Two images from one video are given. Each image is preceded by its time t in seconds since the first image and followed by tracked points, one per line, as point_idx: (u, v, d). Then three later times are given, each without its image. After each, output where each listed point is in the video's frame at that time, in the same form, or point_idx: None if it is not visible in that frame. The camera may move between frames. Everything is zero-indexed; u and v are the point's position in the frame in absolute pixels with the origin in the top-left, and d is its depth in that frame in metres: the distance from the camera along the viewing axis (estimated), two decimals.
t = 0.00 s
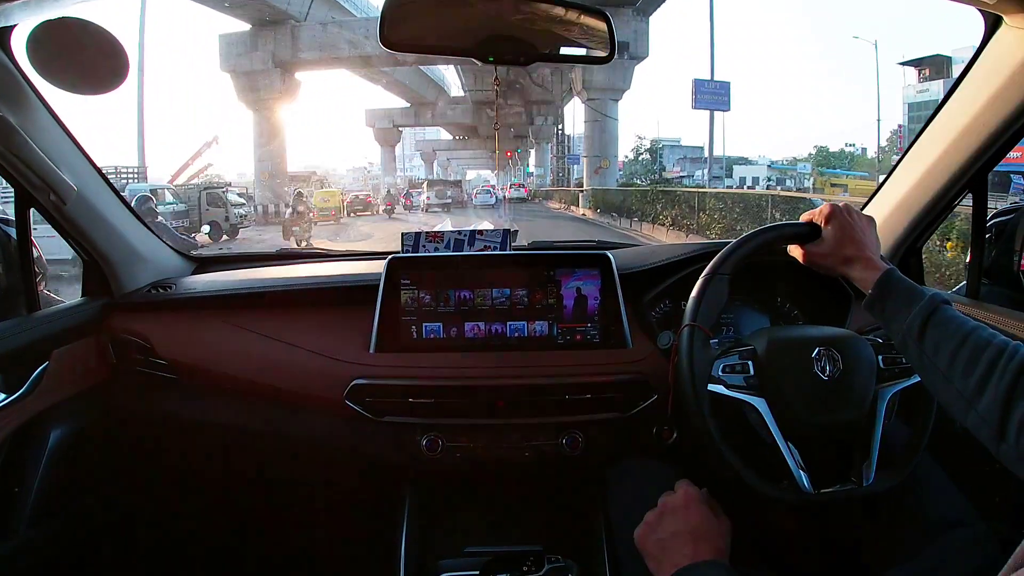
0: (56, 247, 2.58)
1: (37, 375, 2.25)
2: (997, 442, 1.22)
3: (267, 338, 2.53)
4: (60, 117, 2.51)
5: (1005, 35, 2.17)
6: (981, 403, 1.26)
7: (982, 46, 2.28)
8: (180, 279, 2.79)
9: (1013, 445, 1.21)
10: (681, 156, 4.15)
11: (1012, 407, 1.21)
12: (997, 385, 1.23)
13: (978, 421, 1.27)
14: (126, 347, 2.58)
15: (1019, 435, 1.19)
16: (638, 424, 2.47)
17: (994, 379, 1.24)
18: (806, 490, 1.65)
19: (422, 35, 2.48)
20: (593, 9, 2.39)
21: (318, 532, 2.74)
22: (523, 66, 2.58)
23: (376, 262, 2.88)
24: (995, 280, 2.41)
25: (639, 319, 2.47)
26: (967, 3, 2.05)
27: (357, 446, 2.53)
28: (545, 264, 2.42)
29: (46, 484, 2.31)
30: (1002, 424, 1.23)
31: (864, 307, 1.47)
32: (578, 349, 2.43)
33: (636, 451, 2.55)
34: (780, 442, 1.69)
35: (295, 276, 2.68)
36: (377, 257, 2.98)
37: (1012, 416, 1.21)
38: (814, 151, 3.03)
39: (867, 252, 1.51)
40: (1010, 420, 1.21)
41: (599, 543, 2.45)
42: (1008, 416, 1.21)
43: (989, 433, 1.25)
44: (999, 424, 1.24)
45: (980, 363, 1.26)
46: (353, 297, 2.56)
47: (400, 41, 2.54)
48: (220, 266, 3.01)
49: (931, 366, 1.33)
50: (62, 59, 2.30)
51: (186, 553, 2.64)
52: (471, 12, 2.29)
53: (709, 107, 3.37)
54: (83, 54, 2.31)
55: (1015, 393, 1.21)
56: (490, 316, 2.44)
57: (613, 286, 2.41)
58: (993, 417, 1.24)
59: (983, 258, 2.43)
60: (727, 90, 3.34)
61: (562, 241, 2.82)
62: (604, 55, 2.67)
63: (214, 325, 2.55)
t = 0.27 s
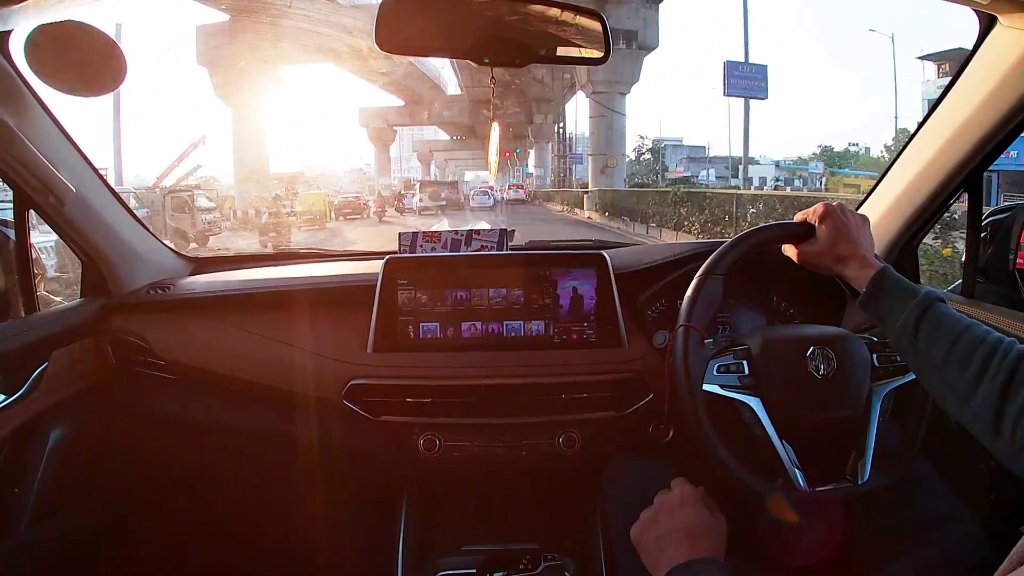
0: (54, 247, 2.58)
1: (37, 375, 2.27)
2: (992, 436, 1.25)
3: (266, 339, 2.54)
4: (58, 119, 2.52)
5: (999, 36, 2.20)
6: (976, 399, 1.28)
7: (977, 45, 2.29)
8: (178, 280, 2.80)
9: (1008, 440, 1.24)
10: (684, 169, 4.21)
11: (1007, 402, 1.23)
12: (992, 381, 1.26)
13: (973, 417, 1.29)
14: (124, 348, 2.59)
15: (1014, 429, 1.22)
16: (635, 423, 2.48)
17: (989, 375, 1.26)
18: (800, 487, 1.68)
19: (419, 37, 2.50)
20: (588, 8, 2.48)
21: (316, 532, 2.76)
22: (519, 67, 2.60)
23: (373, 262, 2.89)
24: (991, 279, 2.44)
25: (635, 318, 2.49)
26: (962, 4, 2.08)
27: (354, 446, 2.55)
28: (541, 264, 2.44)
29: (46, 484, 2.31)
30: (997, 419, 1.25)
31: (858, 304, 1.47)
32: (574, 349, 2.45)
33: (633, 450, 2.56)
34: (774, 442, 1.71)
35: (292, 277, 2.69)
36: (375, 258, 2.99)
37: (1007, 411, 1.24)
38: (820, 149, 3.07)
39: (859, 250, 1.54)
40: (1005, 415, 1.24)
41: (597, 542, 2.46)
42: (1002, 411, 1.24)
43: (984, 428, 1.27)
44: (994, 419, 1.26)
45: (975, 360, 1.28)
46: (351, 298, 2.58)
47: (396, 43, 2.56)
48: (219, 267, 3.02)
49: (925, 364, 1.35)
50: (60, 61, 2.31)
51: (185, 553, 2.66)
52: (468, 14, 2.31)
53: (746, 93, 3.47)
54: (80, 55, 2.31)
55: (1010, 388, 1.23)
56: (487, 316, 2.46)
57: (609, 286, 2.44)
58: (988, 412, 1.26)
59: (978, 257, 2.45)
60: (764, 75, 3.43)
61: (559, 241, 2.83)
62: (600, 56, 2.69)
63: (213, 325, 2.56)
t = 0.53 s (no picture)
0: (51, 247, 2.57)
1: (36, 376, 2.24)
2: (995, 435, 1.24)
3: (264, 338, 2.53)
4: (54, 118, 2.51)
5: (1000, 32, 2.19)
6: (978, 397, 1.27)
7: (977, 40, 2.28)
8: (175, 279, 2.79)
9: (1011, 438, 1.23)
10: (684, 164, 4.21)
11: (1010, 400, 1.22)
12: (994, 379, 1.25)
13: (975, 415, 1.28)
14: (121, 348, 2.57)
15: (1017, 428, 1.21)
16: (634, 422, 2.47)
17: (992, 373, 1.25)
18: (801, 486, 1.66)
19: (416, 36, 2.49)
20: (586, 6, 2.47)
21: (314, 532, 2.75)
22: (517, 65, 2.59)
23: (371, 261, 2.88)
24: (991, 276, 2.44)
25: (634, 316, 2.48)
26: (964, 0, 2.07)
27: (352, 445, 2.53)
28: (539, 262, 2.42)
29: (43, 485, 2.30)
30: (999, 417, 1.24)
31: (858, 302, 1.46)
32: (573, 348, 2.44)
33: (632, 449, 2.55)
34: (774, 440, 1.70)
35: (290, 276, 2.68)
36: (372, 257, 2.98)
37: (1010, 410, 1.22)
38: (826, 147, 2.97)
39: (858, 247, 1.52)
40: (1008, 413, 1.23)
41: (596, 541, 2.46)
42: (1005, 409, 1.23)
43: (987, 426, 1.26)
44: (996, 417, 1.25)
45: (977, 359, 1.27)
46: (349, 297, 2.56)
47: (394, 41, 2.54)
48: (216, 267, 3.01)
49: (927, 361, 1.34)
50: (55, 60, 2.29)
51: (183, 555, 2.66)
52: (466, 11, 2.29)
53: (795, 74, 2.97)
54: (76, 54, 2.31)
55: (1012, 386, 1.22)
56: (485, 314, 2.44)
57: (607, 285, 2.42)
58: (991, 411, 1.25)
59: (979, 254, 2.45)
60: (815, 53, 2.92)
61: (558, 240, 2.82)
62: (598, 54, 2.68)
63: (211, 325, 2.54)
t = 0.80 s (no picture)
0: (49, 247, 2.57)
1: (36, 375, 2.25)
2: (991, 428, 1.23)
3: (263, 338, 2.54)
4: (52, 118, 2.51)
5: (996, 29, 2.19)
6: (974, 391, 1.27)
7: (974, 38, 2.28)
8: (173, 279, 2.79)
9: (1008, 431, 1.22)
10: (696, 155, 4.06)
11: (1005, 393, 1.22)
12: (990, 372, 1.25)
13: (971, 409, 1.28)
14: (121, 347, 2.58)
15: (1013, 421, 1.21)
16: (633, 419, 2.48)
17: (987, 366, 1.25)
18: (799, 483, 1.67)
19: (414, 35, 2.49)
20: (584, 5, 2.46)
21: (314, 530, 2.77)
22: (514, 64, 2.59)
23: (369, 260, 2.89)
24: (988, 273, 2.45)
25: (632, 314, 2.48)
26: None
27: (352, 443, 2.54)
28: (537, 260, 2.42)
29: (44, 484, 2.32)
30: (995, 411, 1.24)
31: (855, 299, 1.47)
32: (571, 345, 2.44)
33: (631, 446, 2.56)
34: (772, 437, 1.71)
35: (289, 275, 2.68)
36: (371, 255, 2.98)
37: (1006, 403, 1.22)
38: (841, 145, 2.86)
39: (855, 244, 1.53)
40: (1004, 406, 1.22)
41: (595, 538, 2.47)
42: (1000, 403, 1.23)
43: (983, 420, 1.26)
44: (992, 411, 1.25)
45: (972, 352, 1.27)
46: (348, 295, 2.57)
47: (391, 40, 2.55)
48: (215, 266, 3.01)
49: (923, 357, 1.34)
50: (53, 60, 2.29)
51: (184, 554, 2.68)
52: (463, 10, 2.29)
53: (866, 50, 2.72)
54: (74, 54, 2.31)
55: (1007, 379, 1.22)
56: (484, 312, 2.45)
57: (605, 283, 2.42)
58: (987, 404, 1.25)
59: (975, 251, 2.48)
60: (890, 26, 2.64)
61: (556, 238, 2.82)
62: (595, 53, 2.68)
63: (210, 325, 2.55)
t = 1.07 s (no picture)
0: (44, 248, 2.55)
1: (31, 378, 2.23)
2: (992, 427, 1.23)
3: (259, 340, 2.52)
4: (49, 120, 2.49)
5: (995, 30, 2.19)
6: (974, 389, 1.26)
7: (972, 35, 2.28)
8: (169, 281, 2.77)
9: (1009, 431, 1.21)
10: (692, 157, 3.96)
11: (1005, 392, 1.21)
12: (989, 370, 1.24)
13: (971, 408, 1.27)
14: (116, 350, 2.56)
15: (1014, 420, 1.20)
16: (631, 422, 2.47)
17: (986, 365, 1.24)
18: (802, 486, 1.66)
19: (411, 36, 2.48)
20: (582, 7, 2.45)
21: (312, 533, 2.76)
22: (512, 64, 2.58)
23: (366, 262, 2.87)
24: (988, 274, 2.43)
25: (630, 316, 2.47)
26: None
27: (349, 447, 2.52)
28: (536, 262, 2.41)
29: (39, 488, 2.30)
30: (996, 410, 1.23)
31: (851, 299, 1.46)
32: (568, 347, 2.43)
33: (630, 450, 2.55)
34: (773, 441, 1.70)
35: (285, 277, 2.66)
36: (367, 257, 2.97)
37: (1006, 402, 1.22)
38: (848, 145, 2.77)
39: (848, 243, 1.52)
40: (1004, 405, 1.22)
41: (593, 542, 2.46)
42: (1001, 402, 1.22)
43: (983, 419, 1.25)
44: (992, 410, 1.24)
45: (971, 351, 1.27)
46: (345, 298, 2.56)
47: (388, 41, 2.53)
48: (211, 268, 3.00)
49: (922, 355, 1.33)
50: (48, 61, 2.28)
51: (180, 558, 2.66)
52: (462, 10, 2.28)
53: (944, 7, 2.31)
54: (71, 55, 2.29)
55: (1007, 377, 1.22)
56: (481, 314, 2.44)
57: (603, 285, 2.41)
58: (987, 403, 1.24)
59: (975, 251, 2.46)
60: None
61: (552, 239, 2.81)
62: (593, 54, 2.68)
63: (206, 327, 2.54)
